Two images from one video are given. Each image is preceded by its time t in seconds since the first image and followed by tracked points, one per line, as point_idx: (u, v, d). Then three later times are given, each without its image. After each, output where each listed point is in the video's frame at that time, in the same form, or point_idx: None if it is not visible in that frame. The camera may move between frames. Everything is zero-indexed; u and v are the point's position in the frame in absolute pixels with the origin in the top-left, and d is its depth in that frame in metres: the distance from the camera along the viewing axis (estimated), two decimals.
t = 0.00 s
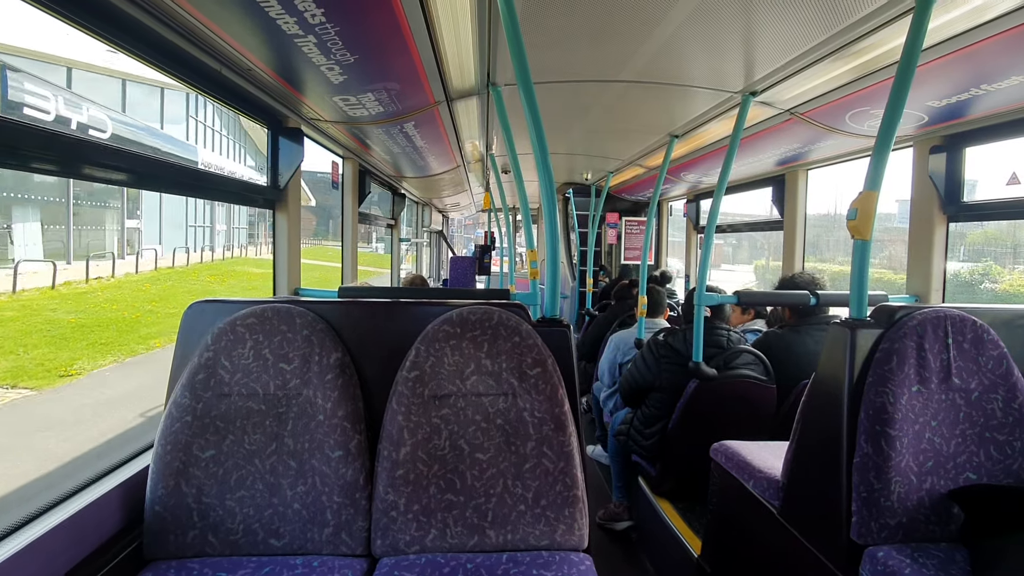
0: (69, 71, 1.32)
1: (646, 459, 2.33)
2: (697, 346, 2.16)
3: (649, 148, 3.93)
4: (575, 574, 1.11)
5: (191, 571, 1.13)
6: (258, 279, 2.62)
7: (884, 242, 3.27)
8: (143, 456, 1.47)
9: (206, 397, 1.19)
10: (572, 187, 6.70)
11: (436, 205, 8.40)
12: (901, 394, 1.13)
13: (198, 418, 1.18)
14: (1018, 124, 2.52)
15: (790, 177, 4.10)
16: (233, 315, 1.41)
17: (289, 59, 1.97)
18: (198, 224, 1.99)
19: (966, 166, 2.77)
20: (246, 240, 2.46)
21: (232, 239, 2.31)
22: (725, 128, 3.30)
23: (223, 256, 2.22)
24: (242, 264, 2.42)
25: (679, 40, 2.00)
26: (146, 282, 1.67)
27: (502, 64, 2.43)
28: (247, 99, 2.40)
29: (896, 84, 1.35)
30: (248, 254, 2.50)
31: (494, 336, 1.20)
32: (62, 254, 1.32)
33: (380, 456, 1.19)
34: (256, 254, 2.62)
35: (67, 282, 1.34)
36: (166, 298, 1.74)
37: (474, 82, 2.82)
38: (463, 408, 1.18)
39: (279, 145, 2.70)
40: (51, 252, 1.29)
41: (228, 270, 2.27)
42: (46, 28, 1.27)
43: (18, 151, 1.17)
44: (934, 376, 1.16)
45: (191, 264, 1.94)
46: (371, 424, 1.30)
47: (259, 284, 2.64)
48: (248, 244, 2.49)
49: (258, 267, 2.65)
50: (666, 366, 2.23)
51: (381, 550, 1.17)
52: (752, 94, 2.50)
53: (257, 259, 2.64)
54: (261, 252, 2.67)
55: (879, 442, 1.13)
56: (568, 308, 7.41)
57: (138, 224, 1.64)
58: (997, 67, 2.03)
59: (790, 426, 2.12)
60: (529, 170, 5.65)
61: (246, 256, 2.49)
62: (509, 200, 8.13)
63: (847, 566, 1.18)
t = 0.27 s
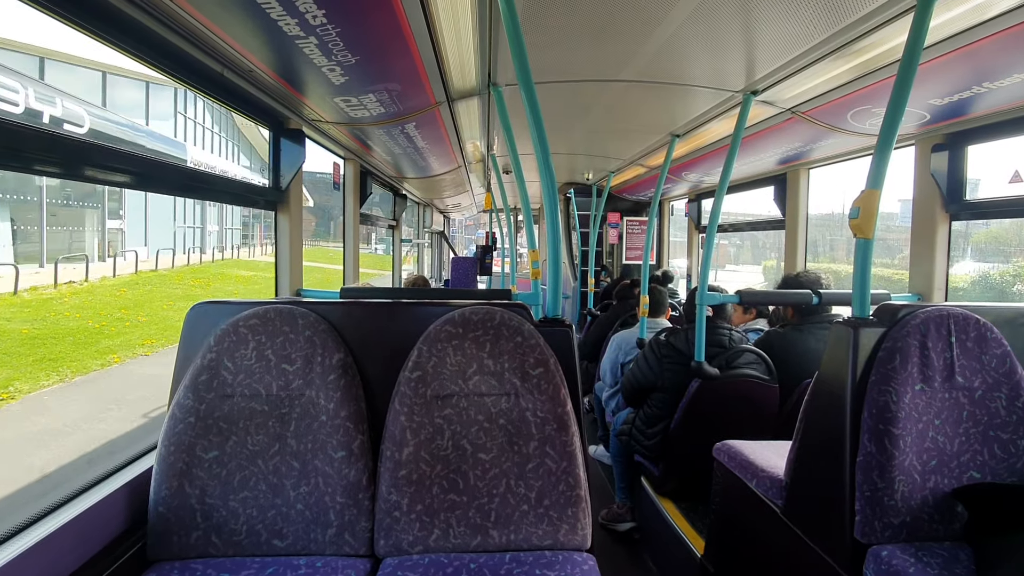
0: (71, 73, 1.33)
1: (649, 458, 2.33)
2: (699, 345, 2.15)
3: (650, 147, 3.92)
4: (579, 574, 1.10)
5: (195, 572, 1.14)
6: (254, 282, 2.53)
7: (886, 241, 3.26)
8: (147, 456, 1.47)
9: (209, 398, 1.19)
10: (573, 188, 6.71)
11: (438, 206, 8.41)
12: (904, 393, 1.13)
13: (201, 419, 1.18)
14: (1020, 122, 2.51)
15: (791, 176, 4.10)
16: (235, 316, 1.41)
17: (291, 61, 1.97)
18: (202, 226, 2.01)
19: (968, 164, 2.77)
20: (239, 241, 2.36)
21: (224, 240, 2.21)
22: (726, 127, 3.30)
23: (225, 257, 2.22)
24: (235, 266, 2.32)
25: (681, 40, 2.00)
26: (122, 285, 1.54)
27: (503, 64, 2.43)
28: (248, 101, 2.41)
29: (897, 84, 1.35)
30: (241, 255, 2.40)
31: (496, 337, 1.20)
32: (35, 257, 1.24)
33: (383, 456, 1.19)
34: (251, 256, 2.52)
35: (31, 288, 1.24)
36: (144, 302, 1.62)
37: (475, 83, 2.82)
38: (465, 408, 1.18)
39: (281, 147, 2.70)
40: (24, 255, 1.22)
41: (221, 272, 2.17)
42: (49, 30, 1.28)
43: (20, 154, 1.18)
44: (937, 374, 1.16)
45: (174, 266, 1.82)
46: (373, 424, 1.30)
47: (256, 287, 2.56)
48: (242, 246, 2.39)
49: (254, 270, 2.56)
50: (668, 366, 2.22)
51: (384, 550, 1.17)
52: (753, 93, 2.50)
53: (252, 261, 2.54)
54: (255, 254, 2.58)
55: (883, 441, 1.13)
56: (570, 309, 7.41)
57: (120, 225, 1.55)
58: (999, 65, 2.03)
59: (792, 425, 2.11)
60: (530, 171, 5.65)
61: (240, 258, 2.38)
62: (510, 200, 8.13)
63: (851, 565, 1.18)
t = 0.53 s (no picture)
0: (73, 75, 1.33)
1: (650, 459, 2.32)
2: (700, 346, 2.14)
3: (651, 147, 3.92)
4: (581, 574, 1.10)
5: (197, 572, 1.14)
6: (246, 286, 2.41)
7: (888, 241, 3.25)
8: (149, 457, 1.48)
9: (211, 399, 1.19)
10: (575, 188, 6.71)
11: (439, 207, 8.41)
12: (905, 393, 1.13)
13: (203, 419, 1.19)
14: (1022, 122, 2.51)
15: (793, 177, 4.10)
16: (237, 316, 1.41)
17: (292, 62, 1.97)
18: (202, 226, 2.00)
19: (970, 164, 2.77)
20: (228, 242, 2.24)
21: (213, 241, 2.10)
22: (728, 128, 3.30)
23: (226, 258, 2.23)
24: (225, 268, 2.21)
25: (681, 40, 2.00)
26: (88, 291, 1.42)
27: (504, 65, 2.43)
28: (250, 102, 2.41)
29: (898, 84, 1.34)
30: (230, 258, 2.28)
31: (497, 337, 1.20)
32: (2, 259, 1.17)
33: (384, 456, 1.19)
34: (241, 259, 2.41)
35: None
36: (114, 310, 1.50)
37: (476, 83, 2.83)
38: (467, 409, 1.18)
39: (282, 148, 2.71)
40: None
41: (209, 275, 2.05)
42: (51, 33, 1.29)
43: (23, 155, 1.18)
44: (939, 375, 1.16)
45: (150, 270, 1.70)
46: (375, 425, 1.30)
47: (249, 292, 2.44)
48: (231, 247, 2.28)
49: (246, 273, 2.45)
50: (670, 366, 2.22)
51: (386, 550, 1.17)
52: (754, 94, 2.50)
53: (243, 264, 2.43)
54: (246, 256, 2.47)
55: (884, 441, 1.13)
56: (571, 309, 7.41)
57: (100, 225, 1.46)
58: (1000, 65, 2.02)
59: (794, 426, 2.11)
60: (531, 171, 5.65)
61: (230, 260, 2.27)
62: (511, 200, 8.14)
63: (853, 565, 1.18)
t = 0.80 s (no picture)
0: (74, 73, 1.34)
1: (650, 459, 2.32)
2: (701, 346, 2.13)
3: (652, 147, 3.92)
4: (581, 573, 1.10)
5: (197, 570, 1.14)
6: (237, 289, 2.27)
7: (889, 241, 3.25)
8: (149, 455, 1.48)
9: (211, 397, 1.19)
10: (575, 188, 6.71)
11: (440, 206, 8.41)
12: (906, 393, 1.13)
13: (203, 417, 1.19)
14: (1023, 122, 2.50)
15: (794, 177, 4.09)
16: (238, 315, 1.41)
17: (294, 60, 1.97)
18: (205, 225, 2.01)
19: (971, 164, 2.76)
20: (214, 242, 2.11)
21: (197, 240, 1.98)
22: (729, 128, 3.30)
23: (227, 256, 2.23)
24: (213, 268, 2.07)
25: (683, 40, 2.00)
26: (53, 295, 1.30)
27: (506, 64, 2.43)
28: (251, 100, 2.41)
29: (900, 84, 1.34)
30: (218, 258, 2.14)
31: (498, 336, 1.20)
32: None
33: (385, 455, 1.19)
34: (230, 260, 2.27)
35: None
36: (78, 316, 1.35)
37: (477, 83, 2.83)
38: (467, 408, 1.18)
39: (283, 146, 2.71)
40: None
41: (195, 276, 1.92)
42: (53, 31, 1.29)
43: (25, 153, 1.18)
44: (940, 375, 1.15)
45: (119, 272, 1.54)
46: (375, 423, 1.30)
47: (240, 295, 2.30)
48: (218, 246, 2.14)
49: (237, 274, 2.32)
50: (670, 366, 2.22)
51: (386, 549, 1.17)
52: (755, 94, 2.50)
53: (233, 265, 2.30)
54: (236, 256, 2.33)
55: (885, 441, 1.13)
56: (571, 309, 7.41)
57: (75, 224, 1.38)
58: (1002, 65, 2.02)
59: (794, 426, 2.11)
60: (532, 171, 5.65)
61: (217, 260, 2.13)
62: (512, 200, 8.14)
63: (853, 565, 1.18)
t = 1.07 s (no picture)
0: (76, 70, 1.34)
1: (650, 458, 2.32)
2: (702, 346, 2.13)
3: (653, 147, 3.92)
4: (580, 572, 1.11)
5: (197, 566, 1.14)
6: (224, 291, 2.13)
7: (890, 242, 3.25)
8: (149, 452, 1.48)
9: (212, 394, 1.19)
10: (576, 187, 6.70)
11: (440, 205, 8.41)
12: (907, 394, 1.13)
13: (203, 414, 1.19)
14: None
15: (795, 177, 4.09)
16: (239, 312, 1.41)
17: (295, 58, 1.97)
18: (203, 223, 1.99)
19: (973, 165, 2.76)
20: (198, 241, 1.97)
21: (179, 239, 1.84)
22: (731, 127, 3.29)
23: (227, 254, 2.22)
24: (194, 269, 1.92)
25: (685, 39, 2.00)
26: (13, 298, 1.16)
27: (507, 63, 2.43)
28: (253, 98, 2.41)
29: (902, 85, 1.34)
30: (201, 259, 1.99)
31: (498, 334, 1.20)
32: None
33: (384, 453, 1.19)
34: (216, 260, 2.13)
35: None
36: (29, 324, 1.19)
37: (479, 81, 2.82)
38: (467, 406, 1.18)
39: (284, 144, 2.71)
40: None
41: (169, 279, 1.75)
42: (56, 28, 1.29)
43: (28, 149, 1.19)
44: (940, 375, 1.15)
45: (90, 274, 1.39)
46: (375, 421, 1.30)
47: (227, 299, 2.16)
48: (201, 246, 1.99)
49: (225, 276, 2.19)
50: (671, 366, 2.22)
51: (385, 546, 1.17)
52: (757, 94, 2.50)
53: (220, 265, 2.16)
54: (223, 256, 2.19)
55: (885, 441, 1.13)
56: (572, 309, 7.41)
57: (52, 222, 1.27)
58: (1005, 66, 2.02)
59: (794, 426, 2.11)
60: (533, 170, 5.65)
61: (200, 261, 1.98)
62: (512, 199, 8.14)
63: (852, 565, 1.18)
